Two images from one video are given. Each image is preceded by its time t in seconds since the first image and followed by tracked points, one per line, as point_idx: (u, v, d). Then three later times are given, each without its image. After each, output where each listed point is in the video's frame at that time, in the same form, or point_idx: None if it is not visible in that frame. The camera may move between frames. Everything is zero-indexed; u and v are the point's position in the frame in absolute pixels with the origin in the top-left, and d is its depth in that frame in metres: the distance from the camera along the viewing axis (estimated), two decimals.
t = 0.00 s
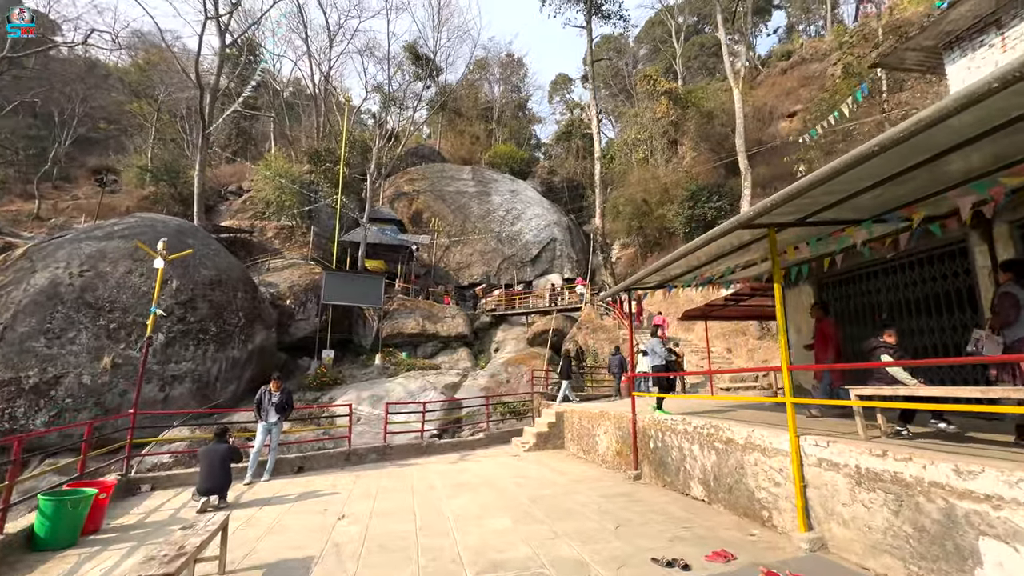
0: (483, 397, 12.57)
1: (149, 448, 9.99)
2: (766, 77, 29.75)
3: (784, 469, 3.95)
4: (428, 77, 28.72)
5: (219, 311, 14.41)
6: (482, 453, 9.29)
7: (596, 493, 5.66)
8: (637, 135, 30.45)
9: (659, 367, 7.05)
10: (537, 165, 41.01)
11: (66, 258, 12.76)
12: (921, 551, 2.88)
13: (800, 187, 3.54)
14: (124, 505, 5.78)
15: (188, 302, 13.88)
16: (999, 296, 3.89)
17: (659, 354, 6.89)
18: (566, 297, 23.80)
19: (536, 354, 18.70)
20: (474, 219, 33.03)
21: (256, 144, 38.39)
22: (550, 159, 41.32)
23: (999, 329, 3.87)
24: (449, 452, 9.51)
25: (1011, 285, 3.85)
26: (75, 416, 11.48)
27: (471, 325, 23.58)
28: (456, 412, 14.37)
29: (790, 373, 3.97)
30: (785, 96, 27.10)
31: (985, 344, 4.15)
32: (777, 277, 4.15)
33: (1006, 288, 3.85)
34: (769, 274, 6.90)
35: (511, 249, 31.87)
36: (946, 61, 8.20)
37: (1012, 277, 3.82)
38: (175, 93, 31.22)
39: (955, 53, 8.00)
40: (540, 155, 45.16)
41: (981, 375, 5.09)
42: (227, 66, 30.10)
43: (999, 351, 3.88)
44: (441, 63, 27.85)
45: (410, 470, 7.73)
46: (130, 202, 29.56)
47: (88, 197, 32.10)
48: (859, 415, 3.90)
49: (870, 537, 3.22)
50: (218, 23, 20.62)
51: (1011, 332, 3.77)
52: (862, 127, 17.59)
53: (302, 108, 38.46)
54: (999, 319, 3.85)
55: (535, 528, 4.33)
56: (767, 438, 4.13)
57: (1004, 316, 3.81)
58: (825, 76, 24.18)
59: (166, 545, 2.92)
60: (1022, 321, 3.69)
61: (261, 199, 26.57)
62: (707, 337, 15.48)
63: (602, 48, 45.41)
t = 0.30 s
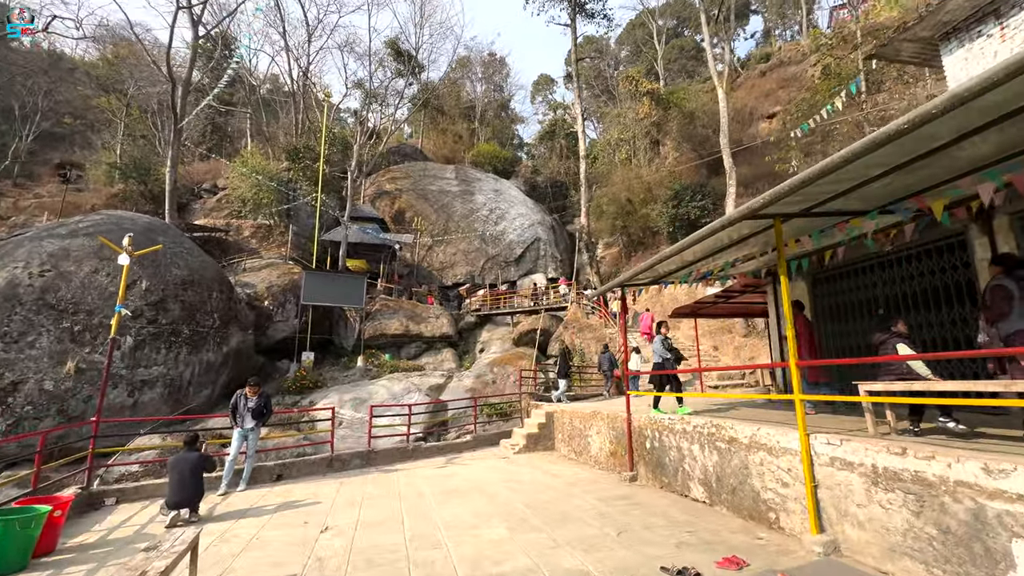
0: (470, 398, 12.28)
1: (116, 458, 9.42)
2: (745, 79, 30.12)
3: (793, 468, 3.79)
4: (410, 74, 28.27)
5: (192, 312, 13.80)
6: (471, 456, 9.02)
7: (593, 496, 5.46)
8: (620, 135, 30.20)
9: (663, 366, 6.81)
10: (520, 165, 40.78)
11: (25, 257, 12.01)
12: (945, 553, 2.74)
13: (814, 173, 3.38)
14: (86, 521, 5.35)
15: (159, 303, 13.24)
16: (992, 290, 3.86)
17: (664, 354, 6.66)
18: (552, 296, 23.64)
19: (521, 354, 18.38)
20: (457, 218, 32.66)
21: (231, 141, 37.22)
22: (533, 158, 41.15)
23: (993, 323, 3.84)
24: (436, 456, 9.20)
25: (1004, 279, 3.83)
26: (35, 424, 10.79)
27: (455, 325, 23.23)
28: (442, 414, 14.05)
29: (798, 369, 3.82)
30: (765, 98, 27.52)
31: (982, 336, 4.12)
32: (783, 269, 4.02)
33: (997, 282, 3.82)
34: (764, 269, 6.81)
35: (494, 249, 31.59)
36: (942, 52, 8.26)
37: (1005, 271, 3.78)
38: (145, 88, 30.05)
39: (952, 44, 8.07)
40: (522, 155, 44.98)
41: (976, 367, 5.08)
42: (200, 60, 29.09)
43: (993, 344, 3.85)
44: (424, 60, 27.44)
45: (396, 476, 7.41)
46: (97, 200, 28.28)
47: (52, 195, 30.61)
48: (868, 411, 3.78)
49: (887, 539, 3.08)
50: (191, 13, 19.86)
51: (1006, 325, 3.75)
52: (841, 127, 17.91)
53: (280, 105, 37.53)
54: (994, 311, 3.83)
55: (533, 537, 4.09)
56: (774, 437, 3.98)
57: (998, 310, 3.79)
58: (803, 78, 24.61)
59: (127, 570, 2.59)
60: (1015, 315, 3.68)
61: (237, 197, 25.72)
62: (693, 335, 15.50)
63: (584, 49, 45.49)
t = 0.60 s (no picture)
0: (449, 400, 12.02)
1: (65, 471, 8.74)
2: (717, 84, 30.71)
3: (790, 467, 3.73)
4: (385, 70, 27.71)
5: (153, 314, 13.06)
6: (453, 460, 8.77)
7: (582, 499, 5.34)
8: (596, 138, 30.10)
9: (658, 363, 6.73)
10: (497, 165, 40.52)
11: None
12: (950, 553, 2.70)
13: (810, 170, 3.33)
14: (32, 542, 4.89)
15: (116, 304, 12.47)
16: (969, 287, 3.85)
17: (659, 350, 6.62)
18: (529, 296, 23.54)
19: (500, 355, 17.98)
20: (433, 218, 32.21)
21: (195, 136, 35.78)
22: (509, 159, 40.98)
23: (970, 319, 3.82)
24: (417, 461, 8.91)
25: (980, 276, 3.82)
26: None
27: (432, 327, 22.82)
28: (419, 417, 13.71)
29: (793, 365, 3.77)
30: (736, 103, 28.24)
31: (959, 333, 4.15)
32: (777, 267, 3.99)
33: (974, 279, 3.83)
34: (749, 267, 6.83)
35: (471, 249, 31.30)
36: (922, 54, 8.40)
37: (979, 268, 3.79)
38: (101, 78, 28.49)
39: (931, 47, 8.20)
40: (498, 155, 44.79)
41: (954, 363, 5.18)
42: (162, 50, 27.80)
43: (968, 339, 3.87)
44: (399, 57, 26.92)
45: (375, 483, 7.11)
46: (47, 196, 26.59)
47: None
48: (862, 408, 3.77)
49: (889, 537, 3.04)
50: None
51: (979, 322, 3.72)
52: (810, 131, 18.49)
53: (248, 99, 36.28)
54: (970, 307, 3.83)
55: (525, 547, 3.91)
56: (770, 436, 3.91)
57: (975, 307, 3.77)
58: (772, 84, 25.34)
59: None
60: (992, 312, 3.64)
61: (202, 194, 24.63)
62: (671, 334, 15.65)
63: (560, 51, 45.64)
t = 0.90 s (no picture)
0: (418, 401, 11.74)
1: None
2: (681, 90, 31.60)
3: (768, 463, 3.77)
4: (351, 63, 26.93)
5: (95, 313, 12.11)
6: (422, 464, 8.51)
7: (559, 500, 5.26)
8: (564, 139, 30.44)
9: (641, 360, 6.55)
10: (465, 164, 40.19)
11: None
12: (926, 544, 2.76)
13: (795, 167, 3.37)
14: None
15: (53, 302, 11.45)
16: (907, 293, 4.06)
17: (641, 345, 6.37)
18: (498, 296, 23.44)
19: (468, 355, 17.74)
20: (400, 216, 31.58)
21: (143, 124, 33.63)
22: (478, 158, 40.73)
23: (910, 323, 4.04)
24: (385, 464, 8.60)
25: (920, 283, 4.03)
26: None
27: (399, 327, 22.31)
28: (385, 419, 13.32)
29: (772, 363, 3.79)
30: (699, 111, 29.19)
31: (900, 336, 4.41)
32: (756, 266, 4.03)
33: (915, 285, 4.04)
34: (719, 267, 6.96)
35: (438, 248, 30.85)
36: (884, 65, 8.18)
37: (918, 276, 4.02)
38: (36, 58, 26.37)
39: (893, 57, 7.99)
40: (467, 154, 44.49)
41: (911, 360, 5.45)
42: (106, 30, 25.96)
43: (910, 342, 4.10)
44: (366, 50, 26.20)
45: (342, 488, 6.80)
46: None
47: None
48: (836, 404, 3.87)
49: (866, 531, 3.09)
50: None
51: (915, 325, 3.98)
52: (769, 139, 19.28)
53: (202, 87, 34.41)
54: (911, 312, 4.02)
55: (506, 552, 3.78)
56: (749, 433, 3.94)
57: (913, 313, 3.98)
58: (733, 93, 26.29)
59: None
60: (927, 316, 3.87)
61: (151, 185, 23.15)
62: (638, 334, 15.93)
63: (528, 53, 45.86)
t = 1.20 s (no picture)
0: (361, 403, 11.30)
1: None
2: (633, 104, 32.77)
3: (708, 465, 3.93)
4: (301, 48, 25.68)
5: None
6: (365, 468, 8.20)
7: (506, 504, 5.24)
8: (519, 143, 30.69)
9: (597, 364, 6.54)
10: (419, 161, 39.43)
11: None
12: (848, 541, 2.97)
13: (744, 185, 3.57)
14: None
15: None
16: (819, 308, 4.48)
17: (599, 349, 6.37)
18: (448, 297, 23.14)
19: (416, 356, 17.36)
20: (348, 210, 30.45)
21: (60, 94, 30.39)
22: (432, 156, 40.13)
23: (818, 335, 4.47)
24: (325, 469, 8.21)
25: (831, 299, 4.47)
26: None
27: (343, 325, 21.45)
28: (326, 422, 12.72)
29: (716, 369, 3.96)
30: (649, 125, 30.42)
31: (803, 346, 4.85)
32: (704, 277, 4.22)
33: (826, 301, 4.47)
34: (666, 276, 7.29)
35: (388, 246, 30.04)
36: (819, 94, 8.80)
37: (829, 293, 4.46)
38: None
39: (828, 88, 8.60)
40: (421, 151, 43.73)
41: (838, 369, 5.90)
42: None
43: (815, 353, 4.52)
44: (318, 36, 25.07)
45: (277, 496, 6.40)
46: None
47: None
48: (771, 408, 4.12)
49: (796, 529, 3.28)
50: None
51: (822, 338, 4.40)
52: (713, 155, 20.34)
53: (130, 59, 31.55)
54: (819, 327, 4.45)
55: (453, 560, 3.69)
56: (692, 436, 4.10)
57: (821, 326, 4.41)
58: (681, 110, 27.54)
59: None
60: (833, 329, 4.33)
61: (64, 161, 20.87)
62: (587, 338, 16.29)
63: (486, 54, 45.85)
